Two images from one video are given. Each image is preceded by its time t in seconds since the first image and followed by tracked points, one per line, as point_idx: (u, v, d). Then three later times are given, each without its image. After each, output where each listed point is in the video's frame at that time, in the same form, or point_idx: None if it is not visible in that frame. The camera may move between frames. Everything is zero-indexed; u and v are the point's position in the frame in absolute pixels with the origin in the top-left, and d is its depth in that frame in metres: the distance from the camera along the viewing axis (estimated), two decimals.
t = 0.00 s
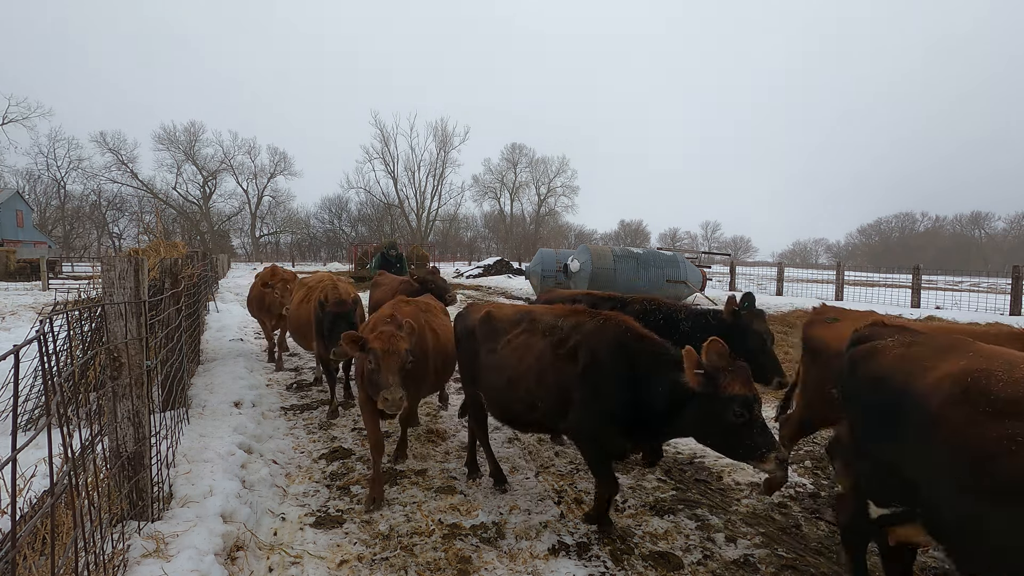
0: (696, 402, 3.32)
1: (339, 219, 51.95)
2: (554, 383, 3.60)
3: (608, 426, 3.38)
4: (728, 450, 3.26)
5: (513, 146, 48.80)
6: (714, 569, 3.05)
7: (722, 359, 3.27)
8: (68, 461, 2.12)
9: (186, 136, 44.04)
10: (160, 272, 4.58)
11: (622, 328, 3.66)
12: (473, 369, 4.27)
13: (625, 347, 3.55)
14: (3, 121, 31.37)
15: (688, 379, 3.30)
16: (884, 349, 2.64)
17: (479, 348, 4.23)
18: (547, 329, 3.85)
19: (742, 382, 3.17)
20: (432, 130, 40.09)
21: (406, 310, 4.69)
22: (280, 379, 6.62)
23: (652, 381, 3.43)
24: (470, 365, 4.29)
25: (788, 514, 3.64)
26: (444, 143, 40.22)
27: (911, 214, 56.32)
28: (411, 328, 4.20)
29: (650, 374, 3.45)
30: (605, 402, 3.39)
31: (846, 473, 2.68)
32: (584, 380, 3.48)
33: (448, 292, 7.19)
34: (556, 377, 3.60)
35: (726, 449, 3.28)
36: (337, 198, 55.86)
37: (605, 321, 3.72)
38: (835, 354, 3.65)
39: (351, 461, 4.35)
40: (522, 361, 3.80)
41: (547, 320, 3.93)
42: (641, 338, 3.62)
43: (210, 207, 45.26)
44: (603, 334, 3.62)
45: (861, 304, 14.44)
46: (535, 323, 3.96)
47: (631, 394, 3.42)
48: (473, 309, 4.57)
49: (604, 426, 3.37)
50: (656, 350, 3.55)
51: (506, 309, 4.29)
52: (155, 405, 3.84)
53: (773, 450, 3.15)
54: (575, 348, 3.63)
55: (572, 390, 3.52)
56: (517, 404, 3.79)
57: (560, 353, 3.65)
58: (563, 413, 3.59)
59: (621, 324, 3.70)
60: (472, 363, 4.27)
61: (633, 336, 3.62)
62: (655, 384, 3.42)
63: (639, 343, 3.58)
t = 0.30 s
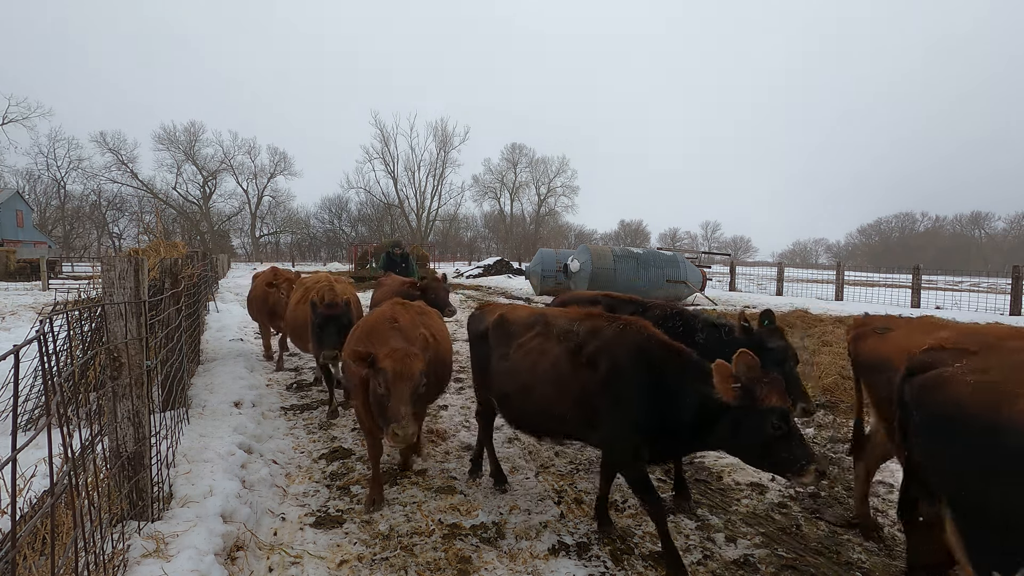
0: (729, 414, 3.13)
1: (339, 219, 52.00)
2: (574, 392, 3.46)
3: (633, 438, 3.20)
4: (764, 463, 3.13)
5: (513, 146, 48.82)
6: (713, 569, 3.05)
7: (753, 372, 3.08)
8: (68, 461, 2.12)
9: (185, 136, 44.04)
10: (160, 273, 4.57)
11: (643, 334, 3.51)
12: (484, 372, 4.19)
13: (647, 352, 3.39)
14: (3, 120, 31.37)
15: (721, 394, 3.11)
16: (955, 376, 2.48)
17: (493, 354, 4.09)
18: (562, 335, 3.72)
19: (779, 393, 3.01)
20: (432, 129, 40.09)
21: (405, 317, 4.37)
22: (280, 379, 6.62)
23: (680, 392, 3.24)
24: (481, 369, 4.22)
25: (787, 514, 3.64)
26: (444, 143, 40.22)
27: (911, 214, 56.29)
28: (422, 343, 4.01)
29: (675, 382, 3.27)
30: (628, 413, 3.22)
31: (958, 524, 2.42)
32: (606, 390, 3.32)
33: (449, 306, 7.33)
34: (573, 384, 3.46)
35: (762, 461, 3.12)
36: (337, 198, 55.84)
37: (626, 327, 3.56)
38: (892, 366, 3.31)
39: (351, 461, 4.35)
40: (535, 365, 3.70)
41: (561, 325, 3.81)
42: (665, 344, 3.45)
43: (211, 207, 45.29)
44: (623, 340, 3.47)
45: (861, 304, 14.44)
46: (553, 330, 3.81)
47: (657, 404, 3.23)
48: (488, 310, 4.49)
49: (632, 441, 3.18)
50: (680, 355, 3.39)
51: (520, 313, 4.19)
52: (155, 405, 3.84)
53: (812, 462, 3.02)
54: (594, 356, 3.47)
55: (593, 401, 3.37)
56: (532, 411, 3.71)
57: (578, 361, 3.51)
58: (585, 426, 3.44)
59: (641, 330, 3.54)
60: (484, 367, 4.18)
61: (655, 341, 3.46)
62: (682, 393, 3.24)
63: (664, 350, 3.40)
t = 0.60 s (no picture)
0: (776, 418, 2.97)
1: (339, 219, 52.06)
2: (599, 398, 3.29)
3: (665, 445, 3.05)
4: (812, 469, 2.94)
5: (513, 146, 48.85)
6: (713, 569, 3.05)
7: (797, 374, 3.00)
8: (69, 461, 2.12)
9: (186, 136, 44.06)
10: (160, 273, 4.57)
11: (675, 336, 3.30)
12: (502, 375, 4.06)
13: (679, 354, 3.22)
14: (3, 121, 31.38)
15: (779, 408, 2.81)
16: None
17: (513, 358, 3.94)
18: (586, 337, 3.56)
19: (829, 390, 2.84)
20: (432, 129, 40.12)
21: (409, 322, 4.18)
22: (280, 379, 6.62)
23: (716, 393, 3.12)
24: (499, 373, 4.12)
25: (787, 514, 3.64)
26: (444, 143, 40.25)
27: (911, 214, 56.29)
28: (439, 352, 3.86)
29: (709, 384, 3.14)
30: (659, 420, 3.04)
31: None
32: (635, 396, 3.14)
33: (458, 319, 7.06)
34: (601, 392, 3.29)
35: (812, 468, 2.92)
36: (337, 198, 55.84)
37: (656, 328, 3.36)
38: (971, 374, 2.95)
39: (351, 461, 4.35)
40: (558, 371, 3.55)
41: (584, 328, 3.65)
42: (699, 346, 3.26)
43: (211, 207, 45.31)
44: (653, 342, 3.28)
45: (861, 304, 14.45)
46: (576, 333, 3.66)
47: (690, 407, 3.10)
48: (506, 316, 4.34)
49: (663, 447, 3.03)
50: (714, 357, 3.22)
51: (539, 315, 4.04)
52: (155, 405, 3.83)
53: (874, 464, 2.76)
54: (621, 360, 3.28)
55: (622, 407, 3.19)
56: (555, 418, 3.58)
57: (604, 365, 3.33)
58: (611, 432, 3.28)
59: (672, 332, 3.34)
60: (502, 373, 4.05)
61: (688, 343, 3.26)
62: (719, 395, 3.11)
63: (697, 351, 3.23)
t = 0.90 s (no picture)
0: (847, 457, 2.71)
1: (339, 219, 52.05)
2: (632, 410, 3.08)
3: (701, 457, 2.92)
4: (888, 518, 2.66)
5: (513, 146, 48.88)
6: (713, 569, 3.05)
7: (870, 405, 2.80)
8: (69, 461, 2.12)
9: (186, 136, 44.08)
10: (160, 273, 4.57)
11: (718, 347, 3.09)
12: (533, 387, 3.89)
13: (726, 371, 3.01)
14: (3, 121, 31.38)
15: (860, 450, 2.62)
16: None
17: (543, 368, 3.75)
18: (621, 347, 3.35)
19: (914, 434, 2.56)
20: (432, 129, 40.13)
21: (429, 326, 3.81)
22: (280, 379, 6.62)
23: (772, 420, 2.88)
24: (528, 383, 3.94)
25: (787, 514, 3.64)
26: (444, 143, 40.28)
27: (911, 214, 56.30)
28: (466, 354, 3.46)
29: (764, 411, 2.91)
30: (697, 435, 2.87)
31: None
32: (672, 409, 2.94)
33: (470, 323, 7.04)
34: (635, 405, 3.07)
35: (892, 517, 2.64)
36: (337, 198, 55.85)
37: (695, 336, 3.15)
38: None
39: (351, 461, 4.36)
40: (590, 383, 3.34)
41: (619, 337, 3.43)
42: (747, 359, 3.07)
43: (211, 207, 45.32)
44: (692, 351, 3.07)
45: (861, 304, 14.44)
46: (610, 341, 3.44)
47: (738, 432, 2.90)
48: (537, 323, 4.06)
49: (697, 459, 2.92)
50: (768, 376, 3.01)
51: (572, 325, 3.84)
52: (156, 405, 3.83)
53: (951, 522, 2.52)
54: (659, 370, 3.08)
55: (656, 421, 2.98)
56: (585, 434, 3.38)
57: (640, 375, 3.12)
58: (643, 446, 3.06)
59: (715, 342, 3.13)
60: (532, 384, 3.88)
61: (735, 357, 3.05)
62: (774, 421, 2.88)
63: (745, 365, 3.03)
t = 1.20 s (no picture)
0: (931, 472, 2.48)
1: (339, 219, 52.07)
2: (682, 421, 2.91)
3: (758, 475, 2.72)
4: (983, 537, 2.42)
5: (512, 146, 48.90)
6: (713, 569, 3.05)
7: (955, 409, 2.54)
8: (68, 461, 2.12)
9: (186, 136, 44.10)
10: (160, 273, 4.57)
11: (775, 355, 2.92)
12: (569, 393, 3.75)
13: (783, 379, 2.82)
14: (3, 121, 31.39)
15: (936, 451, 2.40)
16: None
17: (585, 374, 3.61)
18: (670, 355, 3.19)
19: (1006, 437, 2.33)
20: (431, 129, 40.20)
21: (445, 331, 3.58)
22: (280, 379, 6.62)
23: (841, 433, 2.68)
24: (564, 389, 3.80)
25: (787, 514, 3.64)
26: (444, 143, 40.31)
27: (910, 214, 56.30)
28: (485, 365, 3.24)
29: (831, 424, 2.72)
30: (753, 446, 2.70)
31: None
32: (721, 420, 2.80)
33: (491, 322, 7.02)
34: (683, 416, 2.91)
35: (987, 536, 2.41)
36: (337, 198, 55.85)
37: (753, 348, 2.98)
38: None
39: (351, 461, 4.35)
40: (636, 392, 3.19)
41: (667, 344, 3.27)
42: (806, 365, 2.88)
43: (211, 207, 45.34)
44: (746, 361, 2.91)
45: (861, 304, 14.44)
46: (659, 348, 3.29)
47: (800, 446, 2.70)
48: (574, 324, 4.00)
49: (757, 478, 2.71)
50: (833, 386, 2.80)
51: (613, 329, 3.71)
52: (156, 405, 3.83)
53: None
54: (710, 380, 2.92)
55: (705, 433, 2.82)
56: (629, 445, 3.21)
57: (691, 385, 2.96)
58: (688, 459, 2.90)
59: (771, 350, 2.97)
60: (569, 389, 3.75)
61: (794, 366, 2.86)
62: (844, 436, 2.67)
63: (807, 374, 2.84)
